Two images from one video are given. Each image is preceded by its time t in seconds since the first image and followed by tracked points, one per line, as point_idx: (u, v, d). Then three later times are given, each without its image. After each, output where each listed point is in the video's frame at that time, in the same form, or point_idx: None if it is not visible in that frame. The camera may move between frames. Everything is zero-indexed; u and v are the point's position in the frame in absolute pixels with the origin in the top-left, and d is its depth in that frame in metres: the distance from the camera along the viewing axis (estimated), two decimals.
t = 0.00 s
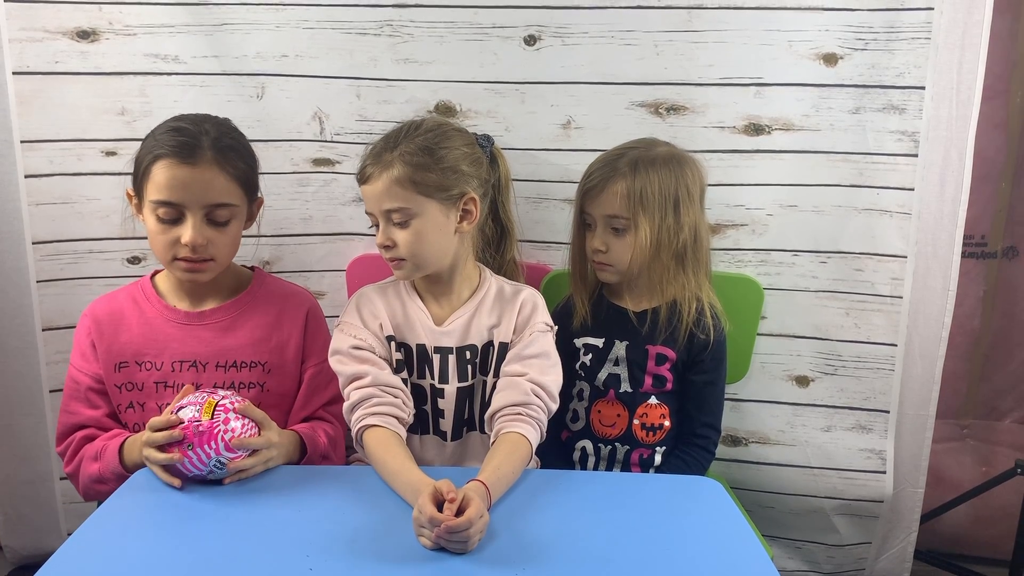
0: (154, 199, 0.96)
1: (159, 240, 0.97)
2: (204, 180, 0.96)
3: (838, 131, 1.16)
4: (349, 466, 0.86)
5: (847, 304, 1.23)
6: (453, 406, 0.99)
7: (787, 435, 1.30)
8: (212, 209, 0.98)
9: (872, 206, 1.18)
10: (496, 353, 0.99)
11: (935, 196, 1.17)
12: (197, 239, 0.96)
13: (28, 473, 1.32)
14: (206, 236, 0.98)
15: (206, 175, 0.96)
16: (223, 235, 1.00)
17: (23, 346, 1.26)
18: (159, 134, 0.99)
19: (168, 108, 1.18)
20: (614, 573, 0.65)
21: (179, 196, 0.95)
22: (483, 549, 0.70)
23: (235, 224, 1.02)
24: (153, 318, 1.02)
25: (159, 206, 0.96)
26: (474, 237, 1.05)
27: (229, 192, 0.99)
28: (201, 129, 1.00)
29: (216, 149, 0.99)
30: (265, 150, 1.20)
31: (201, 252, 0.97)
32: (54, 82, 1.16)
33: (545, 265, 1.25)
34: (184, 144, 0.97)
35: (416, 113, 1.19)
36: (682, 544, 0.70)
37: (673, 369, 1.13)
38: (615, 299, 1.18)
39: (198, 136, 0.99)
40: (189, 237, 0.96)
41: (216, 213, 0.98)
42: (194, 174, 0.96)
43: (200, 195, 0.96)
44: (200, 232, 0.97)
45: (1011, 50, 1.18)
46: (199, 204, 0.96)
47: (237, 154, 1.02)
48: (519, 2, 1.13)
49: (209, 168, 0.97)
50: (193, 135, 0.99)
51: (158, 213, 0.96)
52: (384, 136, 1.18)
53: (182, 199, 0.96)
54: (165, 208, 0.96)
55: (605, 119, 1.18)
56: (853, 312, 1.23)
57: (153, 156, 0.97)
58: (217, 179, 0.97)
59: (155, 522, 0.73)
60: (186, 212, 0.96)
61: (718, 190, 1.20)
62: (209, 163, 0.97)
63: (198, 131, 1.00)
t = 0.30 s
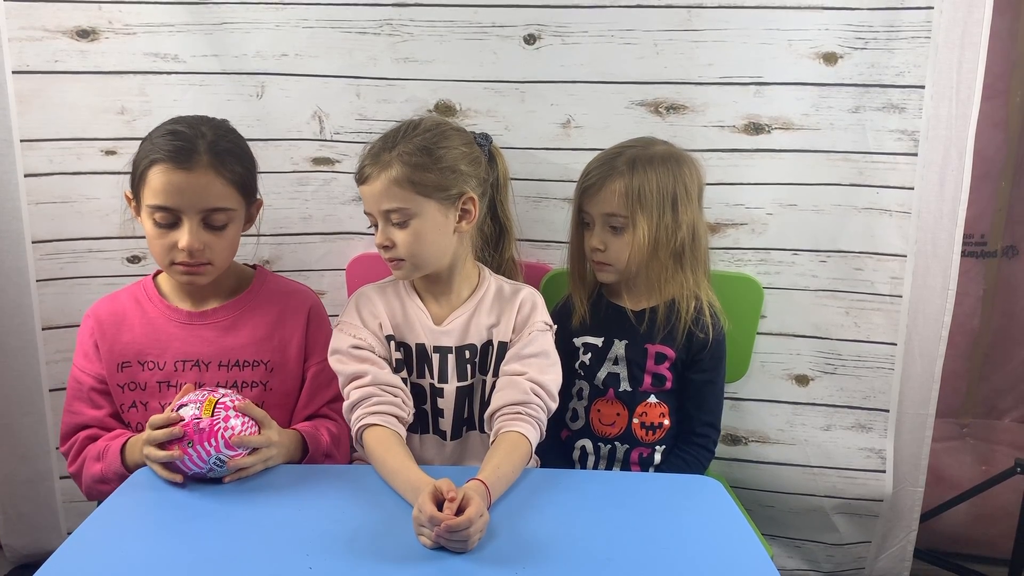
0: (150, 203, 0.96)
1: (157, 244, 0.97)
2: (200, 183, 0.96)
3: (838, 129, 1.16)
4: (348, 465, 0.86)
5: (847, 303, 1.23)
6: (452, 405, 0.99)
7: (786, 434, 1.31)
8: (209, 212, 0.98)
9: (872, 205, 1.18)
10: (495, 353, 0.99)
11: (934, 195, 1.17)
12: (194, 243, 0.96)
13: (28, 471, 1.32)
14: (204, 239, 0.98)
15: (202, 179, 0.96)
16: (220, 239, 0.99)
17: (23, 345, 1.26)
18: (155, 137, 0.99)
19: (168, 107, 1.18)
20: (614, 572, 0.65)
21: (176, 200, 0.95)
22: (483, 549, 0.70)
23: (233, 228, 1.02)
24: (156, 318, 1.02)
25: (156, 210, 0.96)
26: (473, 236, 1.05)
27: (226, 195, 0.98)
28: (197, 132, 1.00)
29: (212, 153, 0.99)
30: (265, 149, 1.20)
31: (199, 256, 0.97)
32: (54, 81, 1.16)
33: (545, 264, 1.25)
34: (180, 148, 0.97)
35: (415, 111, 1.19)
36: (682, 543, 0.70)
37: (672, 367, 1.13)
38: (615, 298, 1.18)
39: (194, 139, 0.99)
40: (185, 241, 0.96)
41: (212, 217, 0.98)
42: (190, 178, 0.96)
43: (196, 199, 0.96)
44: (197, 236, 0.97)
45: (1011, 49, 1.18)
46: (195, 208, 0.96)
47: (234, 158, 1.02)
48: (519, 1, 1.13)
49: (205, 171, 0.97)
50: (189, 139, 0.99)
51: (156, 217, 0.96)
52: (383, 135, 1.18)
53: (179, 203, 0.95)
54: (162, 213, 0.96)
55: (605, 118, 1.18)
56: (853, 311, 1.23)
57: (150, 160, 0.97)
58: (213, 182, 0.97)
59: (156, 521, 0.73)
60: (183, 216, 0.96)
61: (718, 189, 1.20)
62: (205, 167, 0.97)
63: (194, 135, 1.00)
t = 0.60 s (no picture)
0: (154, 195, 0.96)
1: (160, 237, 0.96)
2: (203, 176, 0.96)
3: (838, 129, 1.16)
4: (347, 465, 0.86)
5: (847, 303, 1.23)
6: (452, 405, 0.99)
7: (787, 434, 1.31)
8: (212, 205, 0.98)
9: (872, 205, 1.18)
10: (495, 353, 0.99)
11: (934, 194, 1.17)
12: (197, 236, 0.96)
13: (28, 471, 1.32)
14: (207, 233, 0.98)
15: (205, 171, 0.97)
16: (224, 232, 1.00)
17: (23, 344, 1.26)
18: (157, 133, 1.00)
19: (168, 106, 1.18)
20: (614, 572, 0.65)
21: (180, 192, 0.96)
22: (483, 548, 0.70)
23: (236, 221, 1.02)
24: (154, 319, 1.02)
25: (159, 203, 0.96)
26: (472, 236, 1.05)
27: (228, 188, 0.99)
28: (199, 127, 1.00)
29: (214, 145, 0.99)
30: (265, 148, 1.20)
31: (202, 249, 0.97)
32: (54, 80, 1.16)
33: (545, 264, 1.25)
34: (183, 142, 0.97)
35: (415, 111, 1.19)
36: (682, 543, 0.70)
37: (672, 368, 1.13)
38: (614, 299, 1.18)
39: (196, 134, 0.99)
40: (190, 233, 0.96)
41: (216, 209, 0.98)
42: (193, 171, 0.96)
43: (200, 192, 0.96)
44: (201, 229, 0.97)
45: (1011, 48, 1.18)
46: (199, 201, 0.97)
47: (236, 151, 1.02)
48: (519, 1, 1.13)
49: (208, 165, 0.97)
50: (190, 134, 0.99)
51: (159, 210, 0.96)
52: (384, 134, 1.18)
53: (182, 196, 0.96)
54: (166, 207, 0.96)
55: (605, 118, 1.18)
56: (853, 311, 1.23)
57: (153, 154, 0.97)
58: (216, 176, 0.98)
59: (156, 521, 0.73)
60: (187, 209, 0.97)
61: (718, 189, 1.20)
62: (208, 160, 0.97)
63: (196, 129, 1.00)
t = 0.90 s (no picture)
0: (152, 193, 0.96)
1: (156, 235, 0.97)
2: (199, 172, 0.97)
3: (839, 129, 1.16)
4: (348, 466, 0.86)
5: (848, 303, 1.23)
6: (452, 406, 0.99)
7: (787, 435, 1.31)
8: (209, 200, 0.98)
9: (873, 206, 1.18)
10: (495, 353, 0.99)
11: (935, 195, 1.17)
12: (192, 232, 0.96)
13: (29, 471, 1.32)
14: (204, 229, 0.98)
15: (201, 168, 0.97)
16: (221, 230, 0.99)
17: (24, 344, 1.26)
18: (157, 132, 1.00)
19: (169, 107, 1.18)
20: (614, 573, 0.65)
21: (176, 189, 0.96)
22: (484, 548, 0.70)
23: (235, 219, 1.01)
24: (154, 314, 1.02)
25: (156, 199, 0.97)
26: (473, 236, 1.05)
27: (226, 185, 0.99)
28: (198, 125, 1.01)
29: (212, 143, 0.99)
30: (266, 149, 1.20)
31: (198, 245, 0.97)
32: (55, 81, 1.16)
33: (545, 264, 1.25)
34: (182, 138, 0.98)
35: (416, 112, 1.19)
36: (682, 543, 0.70)
37: (673, 368, 1.13)
38: (615, 297, 1.18)
39: (195, 131, 0.99)
40: (185, 229, 0.96)
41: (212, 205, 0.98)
42: (189, 167, 0.96)
43: (195, 187, 0.96)
44: (195, 224, 0.97)
45: (1012, 48, 1.18)
46: (194, 196, 0.97)
47: (235, 150, 1.02)
48: (519, 1, 1.13)
49: (205, 161, 0.97)
50: (189, 132, 0.99)
51: (156, 207, 0.97)
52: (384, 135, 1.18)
53: (178, 192, 0.96)
54: (162, 203, 0.97)
55: (605, 119, 1.18)
56: (854, 311, 1.23)
57: (151, 151, 0.97)
58: (214, 172, 0.98)
59: (156, 521, 0.73)
60: (183, 206, 0.97)
61: (719, 190, 1.20)
62: (205, 156, 0.97)
63: (195, 128, 1.00)
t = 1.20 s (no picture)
0: (154, 195, 0.96)
1: (159, 237, 0.97)
2: (201, 173, 0.97)
3: (840, 130, 1.16)
4: (350, 465, 0.86)
5: (849, 304, 1.23)
6: (453, 407, 0.99)
7: (789, 436, 1.30)
8: (211, 202, 0.98)
9: (874, 207, 1.18)
10: (496, 354, 0.99)
11: (937, 195, 1.17)
12: (195, 234, 0.96)
13: (29, 473, 1.32)
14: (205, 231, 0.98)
15: (203, 169, 0.97)
16: (223, 232, 0.99)
17: (24, 345, 1.26)
18: (159, 133, 1.00)
19: (170, 108, 1.18)
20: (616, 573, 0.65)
21: (178, 191, 0.96)
22: (486, 549, 0.70)
23: (237, 221, 1.01)
24: (155, 313, 1.02)
25: (158, 202, 0.97)
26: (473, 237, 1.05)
27: (228, 186, 0.99)
28: (200, 127, 1.01)
29: (214, 143, 0.99)
30: (266, 150, 1.20)
31: (199, 248, 0.97)
32: (56, 82, 1.16)
33: (546, 265, 1.25)
34: (184, 140, 0.98)
35: (417, 113, 1.19)
36: (683, 543, 0.70)
37: (678, 370, 1.13)
38: (623, 299, 1.17)
39: (197, 132, 0.99)
40: (187, 231, 0.96)
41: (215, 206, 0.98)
42: (191, 168, 0.96)
43: (197, 189, 0.96)
44: (196, 226, 0.97)
45: (1013, 49, 1.18)
46: (196, 197, 0.97)
47: (238, 151, 1.02)
48: (520, 3, 1.14)
49: (207, 163, 0.97)
50: (192, 132, 0.99)
51: (159, 210, 0.97)
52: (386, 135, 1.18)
53: (179, 193, 0.96)
54: (163, 204, 0.97)
55: (606, 120, 1.18)
56: (855, 312, 1.23)
57: (153, 152, 0.98)
58: (216, 173, 0.98)
59: (159, 520, 0.73)
60: (185, 207, 0.97)
61: (720, 191, 1.20)
62: (207, 157, 0.97)
63: (198, 129, 1.01)
